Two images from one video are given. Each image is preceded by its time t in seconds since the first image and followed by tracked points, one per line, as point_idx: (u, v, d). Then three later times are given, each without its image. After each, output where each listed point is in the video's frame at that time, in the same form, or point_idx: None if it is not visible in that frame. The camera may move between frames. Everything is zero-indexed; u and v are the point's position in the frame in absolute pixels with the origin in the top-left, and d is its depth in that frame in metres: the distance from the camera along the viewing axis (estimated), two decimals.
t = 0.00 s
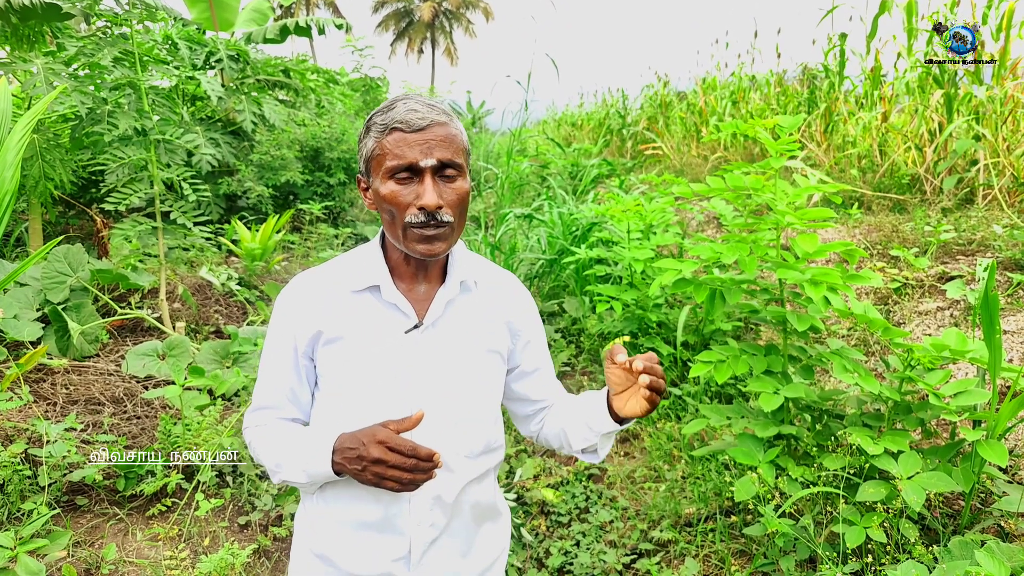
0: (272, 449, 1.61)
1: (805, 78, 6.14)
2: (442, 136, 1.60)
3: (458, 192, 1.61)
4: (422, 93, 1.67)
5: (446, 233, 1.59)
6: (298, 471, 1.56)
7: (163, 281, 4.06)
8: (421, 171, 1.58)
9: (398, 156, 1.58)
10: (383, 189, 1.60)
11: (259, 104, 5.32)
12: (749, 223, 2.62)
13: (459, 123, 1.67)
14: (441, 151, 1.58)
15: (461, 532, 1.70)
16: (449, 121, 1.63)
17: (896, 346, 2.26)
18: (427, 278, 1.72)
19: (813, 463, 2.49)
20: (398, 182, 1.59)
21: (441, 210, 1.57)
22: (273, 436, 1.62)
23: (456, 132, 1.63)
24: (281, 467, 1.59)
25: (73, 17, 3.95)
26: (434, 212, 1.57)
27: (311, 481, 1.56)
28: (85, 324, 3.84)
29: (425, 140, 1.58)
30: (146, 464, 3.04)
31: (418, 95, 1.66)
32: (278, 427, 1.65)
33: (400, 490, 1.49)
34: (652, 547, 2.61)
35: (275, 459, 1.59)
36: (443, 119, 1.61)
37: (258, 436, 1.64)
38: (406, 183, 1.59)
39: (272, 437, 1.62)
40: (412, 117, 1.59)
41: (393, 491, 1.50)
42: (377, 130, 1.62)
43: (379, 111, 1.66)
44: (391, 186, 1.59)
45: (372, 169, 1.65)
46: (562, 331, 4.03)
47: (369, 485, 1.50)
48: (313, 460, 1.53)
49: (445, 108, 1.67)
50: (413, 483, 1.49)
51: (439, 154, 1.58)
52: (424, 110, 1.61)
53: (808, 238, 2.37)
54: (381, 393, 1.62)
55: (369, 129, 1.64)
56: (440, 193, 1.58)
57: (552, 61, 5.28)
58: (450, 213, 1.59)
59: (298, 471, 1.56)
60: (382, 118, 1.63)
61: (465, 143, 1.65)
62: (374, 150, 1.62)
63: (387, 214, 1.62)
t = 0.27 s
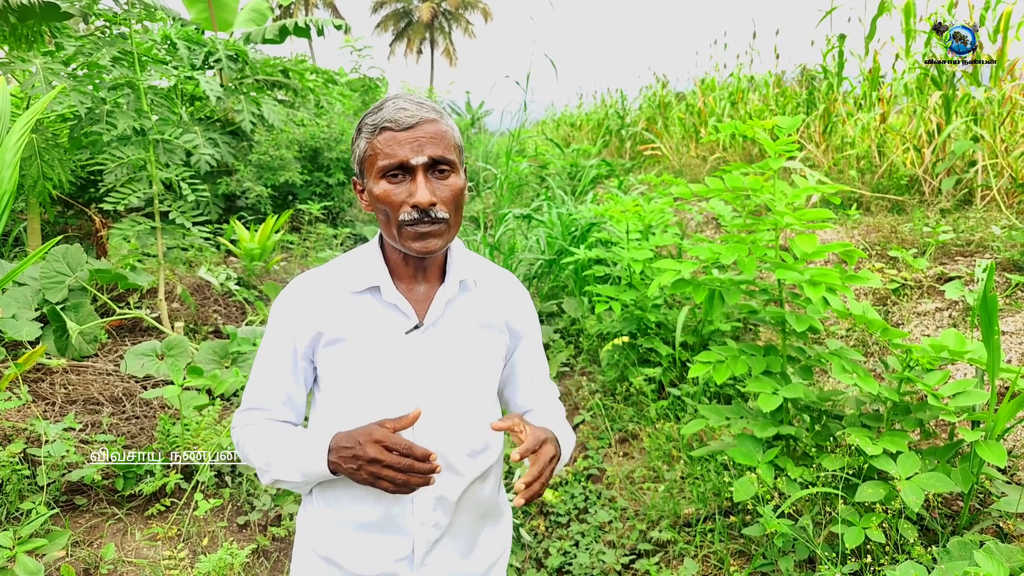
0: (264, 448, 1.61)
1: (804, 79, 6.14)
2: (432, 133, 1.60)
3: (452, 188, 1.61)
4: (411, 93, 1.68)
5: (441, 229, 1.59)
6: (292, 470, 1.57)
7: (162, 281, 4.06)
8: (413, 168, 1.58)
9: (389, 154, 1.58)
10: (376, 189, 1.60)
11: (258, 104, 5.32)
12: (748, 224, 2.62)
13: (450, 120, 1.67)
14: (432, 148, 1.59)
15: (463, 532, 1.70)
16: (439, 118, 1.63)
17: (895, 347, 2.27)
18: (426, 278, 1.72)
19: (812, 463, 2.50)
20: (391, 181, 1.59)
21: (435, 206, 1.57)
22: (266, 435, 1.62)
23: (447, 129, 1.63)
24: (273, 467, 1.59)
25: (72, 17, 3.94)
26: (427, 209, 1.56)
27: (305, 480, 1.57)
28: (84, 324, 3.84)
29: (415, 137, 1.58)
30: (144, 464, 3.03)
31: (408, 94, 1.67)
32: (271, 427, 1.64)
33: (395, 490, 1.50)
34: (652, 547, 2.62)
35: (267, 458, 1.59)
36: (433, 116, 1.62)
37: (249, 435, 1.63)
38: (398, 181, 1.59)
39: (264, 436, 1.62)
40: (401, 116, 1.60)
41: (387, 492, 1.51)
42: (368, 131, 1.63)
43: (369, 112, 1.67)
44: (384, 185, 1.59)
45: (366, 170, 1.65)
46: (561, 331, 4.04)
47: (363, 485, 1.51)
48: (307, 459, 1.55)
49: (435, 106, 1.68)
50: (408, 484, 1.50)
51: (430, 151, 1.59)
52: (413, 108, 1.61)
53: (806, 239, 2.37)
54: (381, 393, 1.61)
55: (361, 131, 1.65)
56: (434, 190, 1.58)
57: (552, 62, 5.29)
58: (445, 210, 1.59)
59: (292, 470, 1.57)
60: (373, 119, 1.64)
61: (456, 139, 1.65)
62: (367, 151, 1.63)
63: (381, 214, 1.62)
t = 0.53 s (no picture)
0: (282, 454, 1.63)
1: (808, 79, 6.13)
2: (432, 132, 1.60)
3: (452, 187, 1.61)
4: (410, 91, 1.68)
5: (442, 229, 1.59)
6: (312, 476, 1.60)
7: (165, 281, 4.06)
8: (413, 168, 1.58)
9: (388, 154, 1.58)
10: (376, 189, 1.60)
11: (261, 104, 5.33)
12: (751, 224, 2.61)
13: (449, 118, 1.67)
14: (431, 147, 1.59)
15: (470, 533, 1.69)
16: (438, 117, 1.63)
17: (899, 347, 2.26)
18: (428, 277, 1.72)
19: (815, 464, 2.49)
20: (391, 180, 1.59)
21: (435, 206, 1.57)
22: (281, 441, 1.64)
23: (446, 128, 1.63)
24: (294, 473, 1.62)
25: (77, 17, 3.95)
26: (427, 208, 1.56)
27: (323, 486, 1.60)
28: (88, 323, 3.85)
29: (414, 136, 1.58)
30: (147, 463, 3.04)
31: (407, 94, 1.67)
32: (288, 432, 1.66)
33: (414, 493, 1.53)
34: (654, 547, 2.61)
35: (286, 464, 1.62)
36: (432, 115, 1.62)
37: (266, 442, 1.65)
38: (398, 181, 1.59)
39: (281, 442, 1.64)
40: (400, 115, 1.60)
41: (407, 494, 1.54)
42: (367, 130, 1.63)
43: (368, 111, 1.67)
44: (383, 185, 1.59)
45: (365, 169, 1.65)
46: (564, 331, 4.03)
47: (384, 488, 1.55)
48: (326, 466, 1.58)
49: (434, 104, 1.68)
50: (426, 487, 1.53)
51: (429, 150, 1.59)
52: (412, 108, 1.61)
53: (810, 239, 2.37)
54: (386, 395, 1.62)
55: (359, 130, 1.65)
56: (433, 189, 1.58)
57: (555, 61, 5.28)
58: (445, 209, 1.59)
59: (310, 476, 1.60)
60: (372, 118, 1.64)
61: (456, 138, 1.65)
62: (366, 150, 1.63)
63: (381, 214, 1.62)
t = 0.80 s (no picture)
0: (281, 457, 1.63)
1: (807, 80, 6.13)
2: (422, 134, 1.60)
3: (443, 189, 1.61)
4: (402, 92, 1.67)
5: (433, 231, 1.59)
6: (309, 479, 1.60)
7: (165, 280, 4.06)
8: (403, 170, 1.58)
9: (379, 156, 1.58)
10: (367, 191, 1.60)
11: (261, 103, 5.32)
12: (751, 225, 2.61)
13: (441, 119, 1.67)
14: (422, 150, 1.58)
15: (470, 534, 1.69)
16: (429, 119, 1.63)
17: (899, 347, 2.26)
18: (422, 277, 1.72)
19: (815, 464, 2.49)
20: (381, 182, 1.59)
21: (426, 208, 1.57)
22: (280, 444, 1.64)
23: (437, 129, 1.63)
24: (292, 475, 1.62)
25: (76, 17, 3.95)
26: (417, 211, 1.57)
27: (320, 489, 1.60)
28: (87, 323, 3.85)
29: (405, 139, 1.58)
30: (146, 463, 3.03)
31: (399, 94, 1.66)
32: (286, 435, 1.66)
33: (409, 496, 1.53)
34: (654, 547, 2.61)
35: (284, 467, 1.62)
36: (423, 117, 1.61)
37: (266, 445, 1.66)
38: (389, 183, 1.59)
39: (280, 445, 1.64)
40: (390, 117, 1.59)
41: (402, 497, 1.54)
42: (358, 132, 1.63)
43: (359, 112, 1.66)
44: (374, 187, 1.59)
45: (357, 171, 1.65)
46: (563, 331, 4.03)
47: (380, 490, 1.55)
48: (323, 468, 1.58)
49: (425, 104, 1.67)
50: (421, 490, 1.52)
51: (419, 152, 1.58)
52: (403, 109, 1.61)
53: (810, 239, 2.37)
54: (383, 396, 1.62)
55: (351, 131, 1.65)
56: (424, 191, 1.58)
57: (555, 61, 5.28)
58: (436, 211, 1.59)
59: (308, 479, 1.60)
60: (363, 119, 1.64)
61: (447, 139, 1.65)
62: (357, 152, 1.63)
63: (373, 215, 1.62)
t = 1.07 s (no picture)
0: (280, 456, 1.63)
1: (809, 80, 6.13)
2: (422, 136, 1.59)
3: (445, 190, 1.62)
4: (399, 93, 1.67)
5: (439, 232, 1.60)
6: (306, 478, 1.59)
7: (166, 280, 4.06)
8: (406, 173, 1.58)
9: (380, 161, 1.58)
10: (370, 196, 1.60)
11: (262, 103, 5.33)
12: (752, 225, 2.61)
13: (439, 119, 1.67)
14: (423, 152, 1.58)
15: (470, 535, 1.69)
16: (428, 120, 1.63)
17: (900, 348, 2.26)
18: (424, 277, 1.72)
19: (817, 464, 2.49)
20: (384, 187, 1.59)
21: (430, 210, 1.58)
22: (280, 444, 1.64)
23: (437, 130, 1.63)
24: (290, 475, 1.61)
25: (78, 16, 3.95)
26: (423, 214, 1.57)
27: (317, 489, 1.59)
28: (89, 322, 3.85)
29: (405, 142, 1.58)
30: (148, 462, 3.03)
31: (395, 96, 1.66)
32: (286, 434, 1.66)
33: (402, 497, 1.49)
34: (655, 547, 2.61)
35: (283, 466, 1.61)
36: (422, 118, 1.61)
37: (265, 444, 1.66)
38: (392, 187, 1.59)
39: (279, 444, 1.64)
40: (389, 120, 1.59)
41: (395, 498, 1.50)
42: (357, 136, 1.63)
43: (356, 115, 1.66)
44: (377, 192, 1.59)
45: (358, 175, 1.65)
46: (564, 331, 4.04)
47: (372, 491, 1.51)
48: (319, 468, 1.57)
49: (423, 105, 1.67)
50: (414, 491, 1.48)
51: (421, 155, 1.58)
52: (401, 112, 1.61)
53: (812, 240, 2.36)
54: (383, 396, 1.62)
55: (349, 136, 1.64)
56: (428, 194, 1.59)
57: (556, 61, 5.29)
58: (440, 212, 1.60)
59: (304, 479, 1.59)
60: (361, 123, 1.64)
61: (447, 139, 1.65)
62: (357, 157, 1.63)
63: (376, 220, 1.62)
